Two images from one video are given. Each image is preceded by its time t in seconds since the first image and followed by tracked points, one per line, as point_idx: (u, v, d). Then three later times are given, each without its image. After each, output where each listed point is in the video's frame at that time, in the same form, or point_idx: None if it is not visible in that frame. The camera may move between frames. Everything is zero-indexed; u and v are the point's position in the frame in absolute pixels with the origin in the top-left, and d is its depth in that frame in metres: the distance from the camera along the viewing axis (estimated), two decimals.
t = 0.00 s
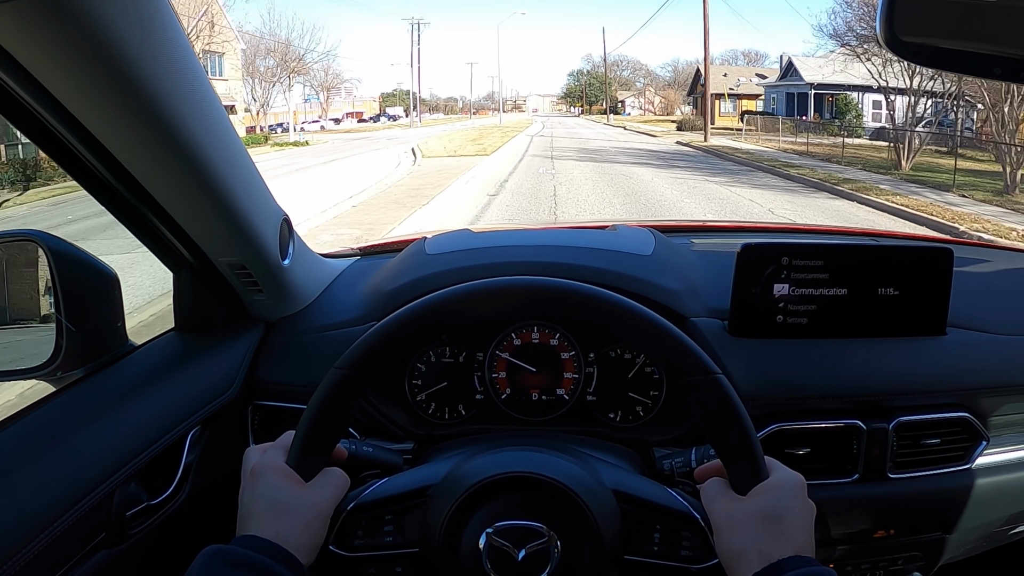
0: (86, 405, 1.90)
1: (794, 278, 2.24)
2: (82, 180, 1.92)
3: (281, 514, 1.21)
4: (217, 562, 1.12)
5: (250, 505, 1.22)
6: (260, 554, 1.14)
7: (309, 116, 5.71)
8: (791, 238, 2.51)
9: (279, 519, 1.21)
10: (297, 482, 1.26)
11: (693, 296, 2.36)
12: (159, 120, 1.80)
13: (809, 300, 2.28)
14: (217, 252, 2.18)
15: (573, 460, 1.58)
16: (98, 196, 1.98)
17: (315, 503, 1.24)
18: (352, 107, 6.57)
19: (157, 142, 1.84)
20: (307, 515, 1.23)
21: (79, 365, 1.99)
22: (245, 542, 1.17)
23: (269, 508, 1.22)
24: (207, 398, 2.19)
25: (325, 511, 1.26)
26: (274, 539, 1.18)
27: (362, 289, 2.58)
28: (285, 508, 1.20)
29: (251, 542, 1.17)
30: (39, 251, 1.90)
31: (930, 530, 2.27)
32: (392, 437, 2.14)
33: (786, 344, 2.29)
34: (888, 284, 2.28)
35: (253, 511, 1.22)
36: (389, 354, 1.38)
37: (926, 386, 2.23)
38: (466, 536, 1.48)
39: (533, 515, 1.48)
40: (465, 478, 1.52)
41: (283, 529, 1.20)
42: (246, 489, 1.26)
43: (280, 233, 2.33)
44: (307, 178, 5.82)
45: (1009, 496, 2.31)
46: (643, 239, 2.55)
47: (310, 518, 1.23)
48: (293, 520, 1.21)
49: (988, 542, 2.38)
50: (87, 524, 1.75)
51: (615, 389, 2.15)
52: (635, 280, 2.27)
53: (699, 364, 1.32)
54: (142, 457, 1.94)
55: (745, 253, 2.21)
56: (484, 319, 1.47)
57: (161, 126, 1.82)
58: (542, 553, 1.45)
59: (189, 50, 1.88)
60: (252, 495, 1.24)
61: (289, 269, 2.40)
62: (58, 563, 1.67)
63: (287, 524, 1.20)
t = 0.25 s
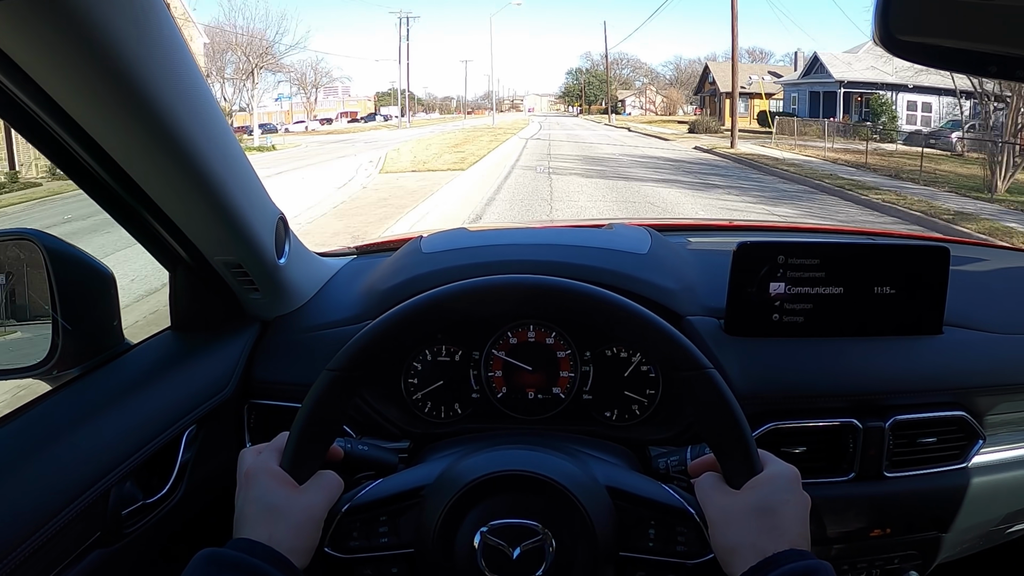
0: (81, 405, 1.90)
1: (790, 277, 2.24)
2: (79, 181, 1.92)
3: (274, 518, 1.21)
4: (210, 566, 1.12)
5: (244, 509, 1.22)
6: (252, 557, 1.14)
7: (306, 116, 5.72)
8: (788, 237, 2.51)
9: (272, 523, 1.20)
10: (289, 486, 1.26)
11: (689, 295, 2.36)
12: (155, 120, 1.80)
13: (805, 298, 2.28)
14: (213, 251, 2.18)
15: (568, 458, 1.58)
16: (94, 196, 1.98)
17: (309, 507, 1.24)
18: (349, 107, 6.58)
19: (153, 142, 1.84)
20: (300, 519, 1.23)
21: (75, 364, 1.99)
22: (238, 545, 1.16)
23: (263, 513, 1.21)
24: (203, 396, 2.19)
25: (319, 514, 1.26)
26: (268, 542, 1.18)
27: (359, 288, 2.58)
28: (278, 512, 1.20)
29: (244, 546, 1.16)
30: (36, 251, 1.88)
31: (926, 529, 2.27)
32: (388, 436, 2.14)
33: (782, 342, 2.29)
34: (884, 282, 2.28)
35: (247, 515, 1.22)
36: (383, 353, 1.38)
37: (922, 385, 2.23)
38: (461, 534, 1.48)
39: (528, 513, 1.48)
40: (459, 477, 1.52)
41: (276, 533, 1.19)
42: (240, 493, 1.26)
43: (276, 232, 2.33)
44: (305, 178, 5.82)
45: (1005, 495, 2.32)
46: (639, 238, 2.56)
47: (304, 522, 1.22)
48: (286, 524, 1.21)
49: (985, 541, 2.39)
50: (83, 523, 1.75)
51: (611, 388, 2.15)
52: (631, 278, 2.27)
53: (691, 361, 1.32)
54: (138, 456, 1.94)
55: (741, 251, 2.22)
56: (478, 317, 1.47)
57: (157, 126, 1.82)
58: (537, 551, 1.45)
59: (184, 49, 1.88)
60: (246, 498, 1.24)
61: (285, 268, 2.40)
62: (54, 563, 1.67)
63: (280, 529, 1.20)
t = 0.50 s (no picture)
0: (85, 393, 1.90)
1: (797, 276, 2.24)
2: (85, 167, 1.92)
3: (276, 511, 1.20)
4: (213, 560, 1.11)
5: (247, 503, 1.22)
6: (254, 550, 1.14)
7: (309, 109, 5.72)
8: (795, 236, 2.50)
9: (273, 517, 1.20)
10: (294, 478, 1.25)
11: (696, 292, 2.36)
12: (163, 107, 1.79)
13: (812, 298, 2.28)
14: (218, 240, 2.18)
15: (575, 454, 1.58)
16: (101, 182, 1.97)
17: (312, 500, 1.23)
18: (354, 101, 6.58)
19: (160, 128, 1.83)
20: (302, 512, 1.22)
21: (79, 353, 1.99)
22: (241, 539, 1.16)
23: (265, 507, 1.21)
24: (206, 387, 2.18)
25: (322, 508, 1.25)
26: (270, 536, 1.18)
27: (364, 281, 2.57)
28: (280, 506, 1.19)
29: (246, 539, 1.16)
30: (40, 239, 1.88)
31: (929, 531, 2.26)
32: (392, 429, 2.14)
33: (788, 341, 2.29)
34: (891, 283, 2.27)
35: (250, 509, 1.21)
36: (390, 346, 1.37)
37: (928, 386, 2.23)
38: (467, 529, 1.47)
39: (534, 508, 1.47)
40: (466, 471, 1.52)
41: (279, 527, 1.19)
42: (244, 487, 1.26)
43: (283, 223, 2.32)
44: (309, 171, 5.82)
45: (1009, 498, 2.31)
46: (646, 235, 2.55)
47: (307, 515, 1.22)
48: (289, 517, 1.20)
49: (987, 544, 2.38)
50: (85, 513, 1.75)
51: (616, 384, 2.14)
52: (637, 275, 2.26)
53: (701, 357, 1.31)
54: (141, 446, 1.93)
55: (749, 249, 2.21)
56: (488, 309, 1.47)
57: (165, 113, 1.81)
58: (543, 546, 1.45)
59: (194, 36, 1.87)
60: (250, 492, 1.23)
61: (291, 259, 2.40)
62: (56, 551, 1.66)
63: (282, 521, 1.20)
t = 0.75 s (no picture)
0: (84, 385, 1.89)
1: (798, 274, 2.23)
2: (86, 159, 1.91)
3: (274, 505, 1.20)
4: (210, 553, 1.11)
5: (245, 496, 1.21)
6: (251, 544, 1.13)
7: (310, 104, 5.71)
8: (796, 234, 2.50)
9: (270, 510, 1.19)
10: (293, 472, 1.25)
11: (696, 290, 2.35)
12: (164, 98, 1.78)
13: (813, 296, 2.27)
14: (218, 234, 2.17)
15: (574, 450, 1.58)
16: (101, 175, 1.96)
17: (310, 494, 1.23)
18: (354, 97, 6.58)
19: (161, 120, 1.82)
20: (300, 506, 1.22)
21: (78, 345, 1.98)
22: (238, 533, 1.15)
23: (262, 500, 1.21)
24: (206, 380, 2.18)
25: (320, 502, 1.25)
26: (267, 529, 1.17)
27: (364, 275, 2.55)
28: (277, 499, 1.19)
29: (243, 533, 1.16)
30: (39, 230, 1.90)
31: (928, 531, 2.26)
32: (392, 424, 2.15)
33: (788, 340, 2.29)
34: (892, 282, 2.26)
35: (247, 502, 1.21)
36: (390, 341, 1.36)
37: (928, 385, 2.23)
38: (466, 524, 1.47)
39: (533, 504, 1.47)
40: (465, 467, 1.52)
41: (276, 520, 1.18)
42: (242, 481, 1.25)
43: (283, 217, 2.32)
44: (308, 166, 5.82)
45: (1010, 498, 2.31)
46: (647, 232, 2.54)
47: (304, 509, 1.21)
48: (287, 510, 1.20)
49: (986, 544, 2.38)
50: (83, 505, 1.74)
51: (615, 381, 2.14)
52: (638, 272, 2.26)
53: (701, 354, 1.31)
54: (139, 439, 1.93)
55: (750, 247, 2.21)
56: (488, 305, 1.46)
57: (166, 105, 1.80)
58: (542, 542, 1.45)
59: (196, 28, 1.87)
60: (248, 485, 1.23)
61: (291, 253, 2.39)
62: (54, 544, 1.66)
63: (279, 515, 1.19)
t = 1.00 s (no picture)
0: (79, 388, 1.89)
1: (793, 272, 2.24)
2: (80, 162, 1.91)
3: (268, 508, 1.20)
4: (204, 556, 1.11)
5: (238, 499, 1.22)
6: (245, 547, 1.13)
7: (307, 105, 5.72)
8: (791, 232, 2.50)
9: (264, 513, 1.19)
10: (287, 475, 1.26)
11: (691, 288, 2.36)
12: (157, 102, 1.79)
13: (807, 293, 2.28)
14: (214, 236, 2.17)
15: (569, 449, 1.58)
16: (95, 178, 1.96)
17: (303, 498, 1.23)
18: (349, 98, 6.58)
19: (154, 123, 1.82)
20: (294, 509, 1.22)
21: (75, 349, 1.99)
22: (232, 536, 1.16)
23: (257, 503, 1.21)
24: (202, 382, 2.18)
25: (314, 504, 1.25)
26: (261, 531, 1.17)
27: (360, 277, 2.57)
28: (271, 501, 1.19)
29: (237, 535, 1.16)
30: (36, 234, 1.89)
31: (925, 527, 2.27)
32: (388, 424, 2.15)
33: (783, 337, 2.29)
34: (887, 279, 2.28)
35: (241, 505, 1.21)
36: (383, 341, 1.37)
37: (924, 381, 2.23)
38: (461, 523, 1.48)
39: (527, 503, 1.47)
40: (460, 466, 1.52)
41: (270, 523, 1.18)
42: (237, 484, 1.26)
43: (278, 218, 2.32)
44: (304, 168, 5.82)
45: (1007, 493, 2.31)
46: (642, 231, 2.55)
47: (298, 511, 1.22)
48: (281, 513, 1.20)
49: (984, 539, 2.39)
50: (80, 509, 1.74)
51: (611, 379, 2.14)
52: (632, 271, 2.27)
53: (694, 351, 1.31)
54: (136, 441, 1.93)
55: (744, 245, 2.21)
56: (481, 304, 1.46)
57: (159, 108, 1.80)
58: (537, 541, 1.45)
59: (188, 30, 1.87)
60: (242, 488, 1.23)
61: (287, 255, 2.40)
62: (51, 547, 1.66)
63: (273, 518, 1.19)
